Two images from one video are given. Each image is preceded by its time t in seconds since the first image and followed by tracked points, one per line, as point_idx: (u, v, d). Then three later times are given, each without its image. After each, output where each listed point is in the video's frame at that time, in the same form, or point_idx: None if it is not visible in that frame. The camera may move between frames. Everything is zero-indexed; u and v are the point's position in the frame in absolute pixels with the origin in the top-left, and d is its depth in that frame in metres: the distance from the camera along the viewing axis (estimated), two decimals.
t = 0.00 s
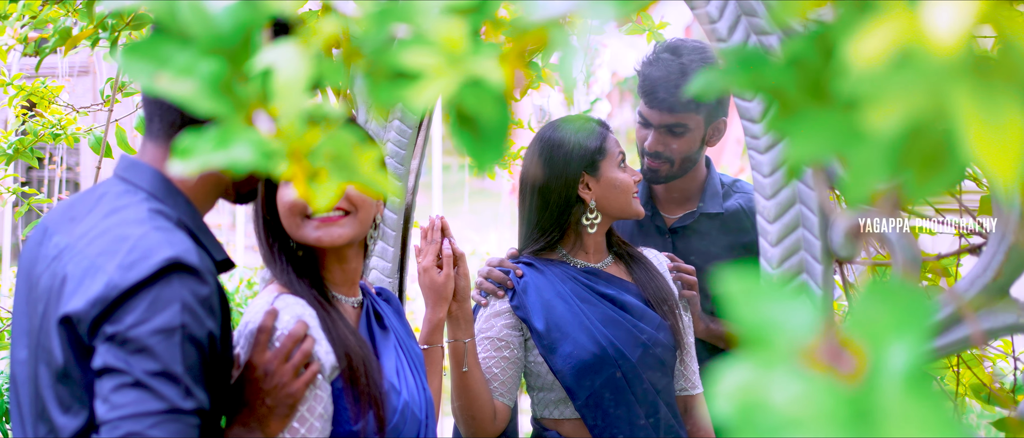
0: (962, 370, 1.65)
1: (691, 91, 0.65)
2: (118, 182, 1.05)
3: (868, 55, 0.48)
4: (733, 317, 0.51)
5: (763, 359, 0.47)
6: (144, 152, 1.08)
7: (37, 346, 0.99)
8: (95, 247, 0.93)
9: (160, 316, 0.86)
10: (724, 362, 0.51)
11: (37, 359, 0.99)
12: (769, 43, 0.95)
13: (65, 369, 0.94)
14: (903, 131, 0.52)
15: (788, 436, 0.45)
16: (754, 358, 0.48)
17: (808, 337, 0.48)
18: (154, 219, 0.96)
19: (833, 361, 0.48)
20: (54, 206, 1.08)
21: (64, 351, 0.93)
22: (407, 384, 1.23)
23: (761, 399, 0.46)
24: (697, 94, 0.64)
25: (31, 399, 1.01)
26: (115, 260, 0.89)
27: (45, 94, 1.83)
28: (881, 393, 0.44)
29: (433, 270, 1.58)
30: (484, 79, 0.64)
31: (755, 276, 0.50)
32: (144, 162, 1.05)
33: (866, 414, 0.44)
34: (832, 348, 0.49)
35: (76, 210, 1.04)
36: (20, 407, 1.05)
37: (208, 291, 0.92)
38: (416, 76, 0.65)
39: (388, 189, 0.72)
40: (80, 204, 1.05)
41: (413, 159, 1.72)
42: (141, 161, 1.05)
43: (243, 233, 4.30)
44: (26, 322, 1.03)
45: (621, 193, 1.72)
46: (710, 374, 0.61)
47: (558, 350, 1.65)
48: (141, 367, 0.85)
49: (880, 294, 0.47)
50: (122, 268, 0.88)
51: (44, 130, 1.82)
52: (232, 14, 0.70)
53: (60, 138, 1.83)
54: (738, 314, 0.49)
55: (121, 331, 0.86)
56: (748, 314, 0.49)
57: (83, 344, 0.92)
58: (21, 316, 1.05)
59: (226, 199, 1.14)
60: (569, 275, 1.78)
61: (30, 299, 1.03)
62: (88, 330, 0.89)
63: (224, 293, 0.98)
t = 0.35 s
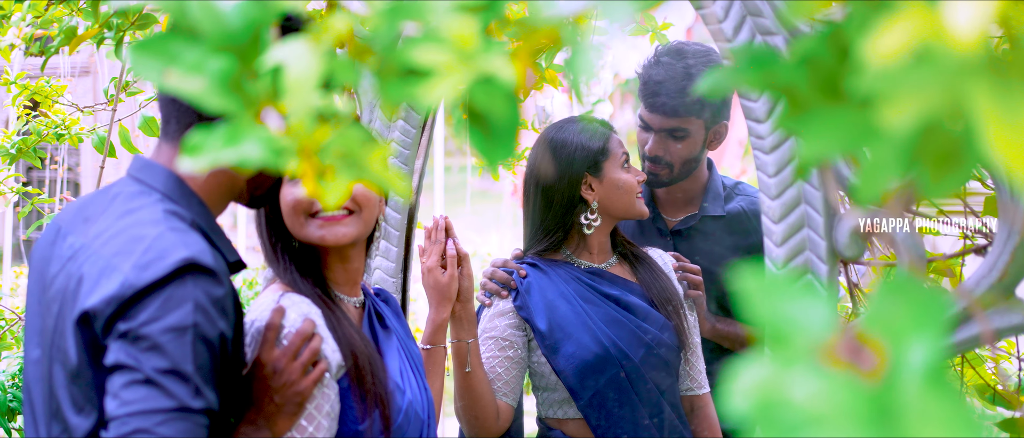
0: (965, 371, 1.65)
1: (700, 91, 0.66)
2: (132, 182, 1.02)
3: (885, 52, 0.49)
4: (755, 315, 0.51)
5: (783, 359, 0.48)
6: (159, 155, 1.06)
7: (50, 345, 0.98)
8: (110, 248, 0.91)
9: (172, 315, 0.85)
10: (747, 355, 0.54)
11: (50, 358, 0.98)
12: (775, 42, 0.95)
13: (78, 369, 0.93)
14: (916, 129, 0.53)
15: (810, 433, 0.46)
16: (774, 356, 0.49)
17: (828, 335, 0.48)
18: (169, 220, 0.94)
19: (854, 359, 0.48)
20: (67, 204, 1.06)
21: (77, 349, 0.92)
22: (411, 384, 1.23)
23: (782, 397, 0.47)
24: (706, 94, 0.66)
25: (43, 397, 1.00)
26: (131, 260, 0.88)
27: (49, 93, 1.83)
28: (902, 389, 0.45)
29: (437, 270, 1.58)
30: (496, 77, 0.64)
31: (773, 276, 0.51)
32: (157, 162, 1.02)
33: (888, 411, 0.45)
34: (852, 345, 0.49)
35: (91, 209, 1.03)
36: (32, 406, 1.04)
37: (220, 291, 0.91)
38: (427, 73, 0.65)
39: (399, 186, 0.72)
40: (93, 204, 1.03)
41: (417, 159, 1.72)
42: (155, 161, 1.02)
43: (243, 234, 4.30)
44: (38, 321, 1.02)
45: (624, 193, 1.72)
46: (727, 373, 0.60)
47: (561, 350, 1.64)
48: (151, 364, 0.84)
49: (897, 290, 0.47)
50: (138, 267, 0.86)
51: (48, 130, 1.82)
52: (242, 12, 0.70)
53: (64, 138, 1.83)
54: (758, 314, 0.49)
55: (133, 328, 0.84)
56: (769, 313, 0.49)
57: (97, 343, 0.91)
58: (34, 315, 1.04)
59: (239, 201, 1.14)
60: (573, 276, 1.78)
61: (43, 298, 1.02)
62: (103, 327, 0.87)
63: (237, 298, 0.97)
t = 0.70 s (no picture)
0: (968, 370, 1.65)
1: (712, 87, 0.69)
2: (146, 183, 1.00)
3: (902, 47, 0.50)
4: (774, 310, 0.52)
5: (802, 352, 0.48)
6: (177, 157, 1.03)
7: (65, 345, 0.95)
8: (126, 248, 0.89)
9: (187, 314, 0.83)
10: (763, 351, 0.58)
11: (65, 358, 0.95)
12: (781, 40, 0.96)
13: (92, 369, 0.91)
14: (932, 124, 0.53)
15: (828, 424, 0.46)
16: (793, 350, 0.49)
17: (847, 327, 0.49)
18: (185, 221, 0.92)
19: (876, 350, 0.49)
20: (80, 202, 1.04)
21: (92, 349, 0.89)
22: (415, 384, 1.24)
23: (802, 389, 0.47)
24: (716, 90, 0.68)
25: (55, 398, 0.98)
26: (147, 260, 0.86)
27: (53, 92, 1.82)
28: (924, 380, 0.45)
29: (442, 269, 1.59)
30: (508, 72, 0.64)
31: (791, 270, 0.52)
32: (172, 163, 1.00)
33: (910, 403, 0.45)
34: (872, 338, 0.50)
35: (103, 209, 1.01)
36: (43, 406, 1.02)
37: (237, 293, 0.90)
38: (439, 69, 0.65)
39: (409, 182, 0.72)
40: (107, 203, 1.01)
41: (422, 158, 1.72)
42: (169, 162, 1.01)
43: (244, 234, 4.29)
44: (51, 321, 1.00)
45: (628, 193, 1.72)
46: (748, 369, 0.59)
47: (564, 349, 1.64)
48: (163, 363, 0.82)
49: (914, 282, 0.48)
50: (154, 268, 0.85)
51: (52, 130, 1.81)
52: (254, 9, 0.70)
53: (69, 138, 1.83)
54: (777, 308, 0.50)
55: (149, 327, 0.83)
56: (787, 307, 0.49)
57: (113, 344, 0.89)
58: (48, 315, 1.02)
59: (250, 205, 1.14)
60: (577, 276, 1.78)
61: (56, 297, 1.00)
62: (120, 326, 0.86)
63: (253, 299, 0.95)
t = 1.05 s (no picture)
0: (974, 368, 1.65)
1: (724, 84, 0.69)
2: (160, 182, 0.97)
3: (923, 40, 0.50)
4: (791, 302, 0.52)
5: (818, 343, 0.48)
6: (190, 155, 0.99)
7: (79, 344, 0.92)
8: (142, 247, 0.86)
9: (202, 312, 0.81)
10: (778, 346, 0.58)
11: (78, 357, 0.92)
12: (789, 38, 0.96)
13: (106, 367, 0.88)
14: (948, 119, 0.53)
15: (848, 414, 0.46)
16: (810, 342, 0.48)
17: (864, 319, 0.49)
18: (201, 220, 0.89)
19: (896, 341, 0.48)
20: (92, 201, 1.01)
21: (107, 346, 0.86)
22: (422, 383, 1.24)
23: (819, 379, 0.47)
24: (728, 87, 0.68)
25: (66, 396, 0.96)
26: (164, 258, 0.83)
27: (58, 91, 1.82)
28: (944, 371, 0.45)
29: (447, 268, 1.59)
30: (521, 68, 0.64)
31: (809, 264, 0.51)
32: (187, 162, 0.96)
33: (929, 394, 0.45)
34: (893, 327, 0.49)
35: (115, 207, 0.98)
36: (53, 404, 1.00)
37: (253, 293, 0.87)
38: (451, 65, 0.65)
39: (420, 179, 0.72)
40: (120, 202, 0.98)
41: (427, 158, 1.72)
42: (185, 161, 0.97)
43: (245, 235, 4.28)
44: (64, 319, 0.97)
45: (632, 192, 1.71)
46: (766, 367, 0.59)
47: (568, 348, 1.65)
48: (178, 359, 0.79)
49: (931, 275, 0.48)
50: (171, 266, 0.82)
51: (57, 129, 1.81)
52: (265, 4, 0.69)
53: (73, 138, 1.83)
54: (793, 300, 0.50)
55: (165, 323, 0.80)
56: (802, 299, 0.50)
57: (129, 341, 0.86)
58: (58, 314, 0.99)
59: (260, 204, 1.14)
60: (583, 276, 1.78)
61: (68, 297, 0.96)
62: (137, 323, 0.83)
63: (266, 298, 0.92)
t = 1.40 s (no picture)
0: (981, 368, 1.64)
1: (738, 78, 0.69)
2: (174, 180, 0.96)
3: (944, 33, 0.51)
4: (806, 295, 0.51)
5: (834, 334, 0.47)
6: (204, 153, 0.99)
7: (93, 339, 0.92)
8: (159, 244, 0.86)
9: (217, 307, 0.80)
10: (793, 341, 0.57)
11: (93, 352, 0.92)
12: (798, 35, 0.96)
13: (121, 361, 0.87)
14: (964, 115, 0.53)
15: (865, 404, 0.45)
16: (826, 334, 0.48)
17: (881, 311, 0.48)
18: (218, 217, 0.89)
19: (912, 332, 0.48)
20: (105, 198, 1.01)
21: (122, 340, 0.86)
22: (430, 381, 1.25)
23: (835, 370, 0.46)
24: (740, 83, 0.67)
25: (79, 393, 0.95)
26: (181, 255, 0.83)
27: (62, 89, 1.82)
28: (961, 363, 0.45)
29: (451, 267, 1.59)
30: (534, 64, 0.64)
31: (824, 257, 0.51)
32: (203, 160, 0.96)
33: (947, 385, 0.45)
34: (906, 320, 0.49)
35: (130, 205, 0.97)
36: (64, 400, 0.99)
37: (269, 291, 0.87)
38: (464, 61, 0.65)
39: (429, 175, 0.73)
40: (135, 200, 0.98)
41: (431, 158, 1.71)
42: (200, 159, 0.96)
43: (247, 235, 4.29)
44: (77, 315, 0.96)
45: (636, 191, 1.71)
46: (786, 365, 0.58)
47: (571, 347, 1.65)
48: (192, 353, 0.79)
49: (947, 268, 0.48)
50: (188, 263, 0.82)
51: (62, 127, 1.81)
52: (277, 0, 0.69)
53: (78, 136, 1.83)
54: (808, 292, 0.49)
55: (180, 317, 0.80)
56: (817, 291, 0.49)
57: (144, 337, 0.86)
58: (70, 311, 0.98)
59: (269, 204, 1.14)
60: (588, 275, 1.78)
61: (82, 293, 0.96)
62: (152, 319, 0.82)
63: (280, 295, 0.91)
